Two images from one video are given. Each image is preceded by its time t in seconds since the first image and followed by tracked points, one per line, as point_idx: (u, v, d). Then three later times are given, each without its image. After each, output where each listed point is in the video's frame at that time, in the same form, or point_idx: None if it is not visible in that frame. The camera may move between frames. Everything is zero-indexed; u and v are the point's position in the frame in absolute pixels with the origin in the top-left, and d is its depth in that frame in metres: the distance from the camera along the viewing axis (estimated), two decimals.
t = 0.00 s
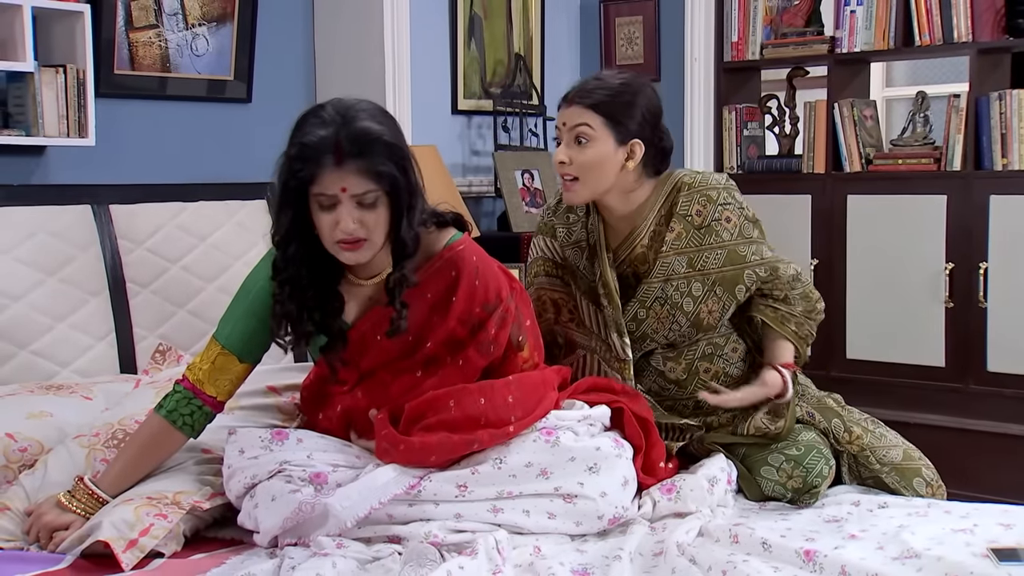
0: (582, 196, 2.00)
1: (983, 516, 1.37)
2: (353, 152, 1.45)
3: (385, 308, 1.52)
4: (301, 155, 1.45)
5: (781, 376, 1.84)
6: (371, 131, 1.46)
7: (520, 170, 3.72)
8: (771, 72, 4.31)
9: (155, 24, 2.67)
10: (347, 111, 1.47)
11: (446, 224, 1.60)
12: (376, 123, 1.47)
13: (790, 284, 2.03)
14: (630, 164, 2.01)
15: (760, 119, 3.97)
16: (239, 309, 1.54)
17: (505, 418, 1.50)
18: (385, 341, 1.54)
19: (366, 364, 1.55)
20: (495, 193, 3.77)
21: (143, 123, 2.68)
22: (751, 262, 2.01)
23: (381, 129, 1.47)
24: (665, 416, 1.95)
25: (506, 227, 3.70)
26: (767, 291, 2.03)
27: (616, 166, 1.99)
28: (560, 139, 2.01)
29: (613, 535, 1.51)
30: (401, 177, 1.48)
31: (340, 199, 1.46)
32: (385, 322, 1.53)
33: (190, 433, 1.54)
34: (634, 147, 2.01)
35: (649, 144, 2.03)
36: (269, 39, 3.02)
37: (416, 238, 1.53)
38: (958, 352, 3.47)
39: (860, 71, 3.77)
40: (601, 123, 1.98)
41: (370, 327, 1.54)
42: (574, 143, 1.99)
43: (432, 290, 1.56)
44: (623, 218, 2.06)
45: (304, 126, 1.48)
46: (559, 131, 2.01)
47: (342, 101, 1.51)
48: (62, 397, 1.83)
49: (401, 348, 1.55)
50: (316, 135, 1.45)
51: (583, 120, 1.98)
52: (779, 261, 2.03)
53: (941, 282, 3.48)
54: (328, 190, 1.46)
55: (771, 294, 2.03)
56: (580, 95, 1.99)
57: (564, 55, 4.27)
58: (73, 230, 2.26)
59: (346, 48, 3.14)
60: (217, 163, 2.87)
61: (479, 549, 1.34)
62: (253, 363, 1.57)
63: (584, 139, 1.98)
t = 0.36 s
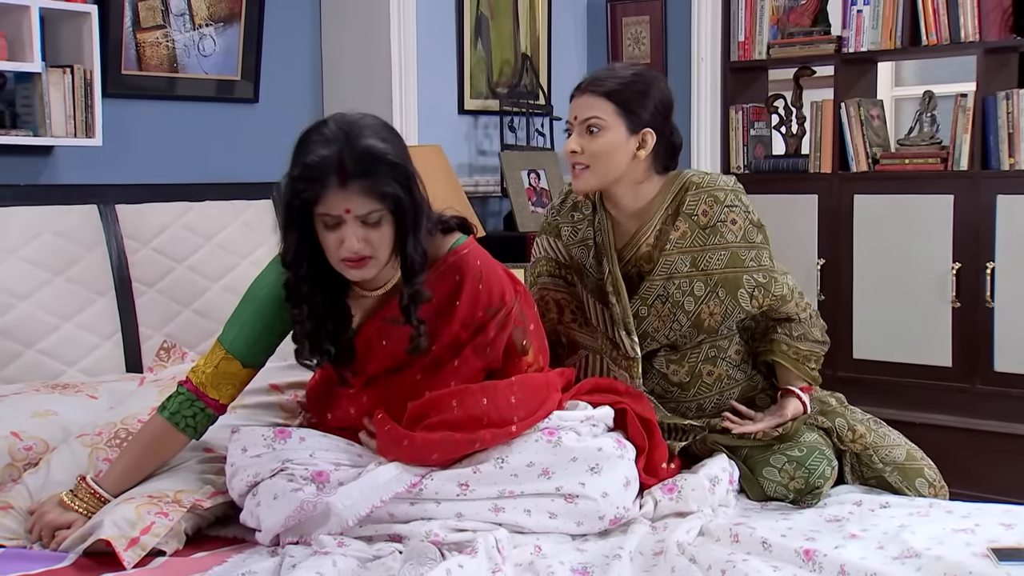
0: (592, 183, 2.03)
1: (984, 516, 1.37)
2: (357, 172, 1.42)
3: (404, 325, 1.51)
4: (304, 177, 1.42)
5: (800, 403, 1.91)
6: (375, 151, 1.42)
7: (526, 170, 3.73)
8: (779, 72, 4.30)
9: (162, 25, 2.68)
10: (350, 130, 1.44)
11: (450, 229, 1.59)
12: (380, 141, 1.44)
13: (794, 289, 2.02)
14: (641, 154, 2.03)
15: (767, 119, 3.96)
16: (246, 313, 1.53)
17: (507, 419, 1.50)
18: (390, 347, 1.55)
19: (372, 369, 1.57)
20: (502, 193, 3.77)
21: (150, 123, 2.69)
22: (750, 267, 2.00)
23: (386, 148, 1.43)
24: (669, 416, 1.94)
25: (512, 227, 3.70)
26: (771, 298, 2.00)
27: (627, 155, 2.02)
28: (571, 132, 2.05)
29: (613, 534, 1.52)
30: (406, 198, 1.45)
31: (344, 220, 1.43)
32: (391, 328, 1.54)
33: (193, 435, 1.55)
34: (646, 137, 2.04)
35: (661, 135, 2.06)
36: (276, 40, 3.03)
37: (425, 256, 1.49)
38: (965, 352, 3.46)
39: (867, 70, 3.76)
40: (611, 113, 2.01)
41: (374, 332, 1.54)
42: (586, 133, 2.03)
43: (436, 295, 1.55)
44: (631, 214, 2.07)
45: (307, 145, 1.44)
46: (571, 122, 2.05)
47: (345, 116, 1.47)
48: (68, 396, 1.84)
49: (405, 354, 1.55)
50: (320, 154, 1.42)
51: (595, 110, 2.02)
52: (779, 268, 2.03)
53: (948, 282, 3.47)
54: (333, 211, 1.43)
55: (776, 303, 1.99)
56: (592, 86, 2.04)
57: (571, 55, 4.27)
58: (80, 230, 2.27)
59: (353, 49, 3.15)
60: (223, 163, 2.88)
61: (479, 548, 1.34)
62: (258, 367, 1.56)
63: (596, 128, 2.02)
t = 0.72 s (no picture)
0: (604, 178, 2.04)
1: (983, 515, 1.37)
2: (357, 180, 1.41)
3: (394, 331, 1.51)
4: (303, 185, 1.42)
5: (801, 403, 1.90)
6: (375, 159, 1.42)
7: (531, 170, 3.73)
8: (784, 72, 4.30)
9: (167, 26, 2.69)
10: (349, 136, 1.43)
11: (449, 232, 1.59)
12: (380, 147, 1.43)
13: (797, 289, 2.03)
14: (652, 147, 2.05)
15: (772, 119, 3.96)
16: (245, 314, 1.53)
17: (506, 420, 1.51)
18: (389, 353, 1.54)
19: (371, 373, 1.57)
20: (506, 193, 3.78)
21: (155, 124, 2.70)
22: (756, 264, 2.01)
23: (386, 156, 1.43)
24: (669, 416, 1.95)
25: (516, 227, 3.71)
26: (774, 296, 2.01)
27: (638, 149, 2.03)
28: (582, 125, 2.06)
29: (613, 533, 1.52)
30: (405, 207, 1.45)
31: (343, 227, 1.43)
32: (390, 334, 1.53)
33: (192, 434, 1.55)
34: (656, 130, 2.06)
35: (670, 127, 2.08)
36: (281, 40, 3.04)
37: (423, 263, 1.49)
38: (970, 353, 3.46)
39: (872, 70, 3.75)
40: (623, 106, 2.02)
41: (374, 337, 1.54)
42: (597, 127, 2.04)
43: (435, 300, 1.55)
44: (638, 209, 2.08)
45: (307, 150, 1.44)
46: (582, 117, 2.06)
47: (346, 121, 1.47)
48: (70, 395, 1.85)
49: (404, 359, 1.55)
50: (319, 161, 1.41)
51: (606, 103, 2.03)
52: (782, 265, 2.04)
53: (953, 282, 3.46)
54: (332, 219, 1.43)
55: (779, 299, 2.00)
56: (603, 80, 2.04)
57: (576, 55, 4.27)
58: (83, 230, 2.28)
59: (357, 49, 3.16)
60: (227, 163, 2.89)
61: (477, 547, 1.35)
62: (257, 368, 1.57)
63: (607, 122, 2.02)
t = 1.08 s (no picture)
0: (604, 176, 2.05)
1: (980, 515, 1.38)
2: (355, 203, 1.39)
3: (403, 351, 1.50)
4: (301, 208, 1.40)
5: (799, 403, 1.91)
6: (374, 181, 1.40)
7: (534, 171, 3.73)
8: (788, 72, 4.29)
9: (171, 27, 2.69)
10: (347, 156, 1.41)
11: (448, 238, 1.57)
12: (379, 169, 1.41)
13: (795, 288, 2.03)
14: (652, 146, 2.06)
15: (776, 119, 3.95)
16: (244, 320, 1.53)
17: (505, 420, 1.51)
18: (390, 358, 1.53)
19: (371, 378, 1.55)
20: (510, 193, 3.78)
21: (158, 125, 2.71)
22: (754, 263, 2.02)
23: (385, 178, 1.41)
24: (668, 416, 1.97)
25: (519, 227, 3.71)
26: (772, 295, 2.01)
27: (638, 148, 2.04)
28: (582, 124, 2.07)
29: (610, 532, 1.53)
30: (403, 230, 1.43)
31: (342, 250, 1.40)
32: (392, 339, 1.52)
33: (191, 436, 1.56)
34: (655, 129, 2.07)
35: (670, 126, 2.09)
36: (284, 41, 3.05)
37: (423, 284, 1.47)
38: (974, 353, 3.45)
39: (875, 71, 3.75)
40: (623, 106, 2.03)
41: (375, 342, 1.52)
42: (597, 127, 2.05)
43: (434, 304, 1.54)
44: (638, 207, 2.08)
45: (306, 170, 1.42)
46: (582, 116, 2.07)
47: (344, 141, 1.45)
48: (71, 395, 1.85)
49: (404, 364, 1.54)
50: (316, 183, 1.39)
51: (606, 103, 2.04)
52: (781, 264, 2.04)
53: (956, 282, 3.46)
54: (330, 242, 1.40)
55: (776, 297, 2.01)
56: (603, 79, 2.06)
57: (580, 55, 4.27)
58: (86, 230, 2.29)
59: (361, 49, 3.17)
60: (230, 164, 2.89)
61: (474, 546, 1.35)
62: (256, 373, 1.56)
63: (607, 122, 2.03)
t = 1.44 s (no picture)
0: (606, 175, 2.05)
1: (978, 515, 1.38)
2: (351, 220, 1.36)
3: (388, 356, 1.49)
4: (295, 226, 1.37)
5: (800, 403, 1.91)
6: (369, 197, 1.36)
7: (541, 171, 3.74)
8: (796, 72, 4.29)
9: (179, 27, 2.71)
10: (342, 170, 1.38)
11: (447, 239, 1.56)
12: (375, 184, 1.38)
13: (796, 288, 2.03)
14: (653, 145, 2.07)
15: (784, 120, 3.94)
16: (242, 321, 1.53)
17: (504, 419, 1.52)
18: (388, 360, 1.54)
19: (368, 378, 1.56)
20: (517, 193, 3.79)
21: (166, 125, 2.72)
22: (755, 262, 2.03)
23: (381, 193, 1.37)
24: (668, 415, 1.97)
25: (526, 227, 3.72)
26: (773, 295, 2.02)
27: (639, 147, 2.05)
28: (583, 125, 2.08)
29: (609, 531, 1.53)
30: (400, 245, 1.40)
31: (339, 265, 1.38)
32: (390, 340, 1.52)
33: (190, 434, 1.57)
34: (657, 128, 2.07)
35: (672, 125, 2.10)
36: (291, 41, 3.06)
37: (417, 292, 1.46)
38: (981, 354, 3.44)
39: (882, 71, 3.74)
40: (624, 106, 2.04)
41: (374, 343, 1.52)
42: (599, 126, 2.05)
43: (433, 305, 1.54)
44: (639, 207, 2.09)
45: (300, 185, 1.38)
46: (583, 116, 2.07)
47: (339, 150, 1.41)
48: (76, 393, 1.87)
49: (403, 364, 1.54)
50: (310, 201, 1.36)
51: (607, 102, 2.04)
52: (781, 264, 2.05)
53: (962, 283, 3.45)
54: (326, 257, 1.38)
55: (776, 297, 2.01)
56: (605, 79, 2.06)
57: (587, 55, 4.28)
58: (92, 230, 2.31)
59: (368, 49, 3.18)
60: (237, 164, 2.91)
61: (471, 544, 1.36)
62: (255, 372, 1.57)
63: (609, 121, 2.04)
